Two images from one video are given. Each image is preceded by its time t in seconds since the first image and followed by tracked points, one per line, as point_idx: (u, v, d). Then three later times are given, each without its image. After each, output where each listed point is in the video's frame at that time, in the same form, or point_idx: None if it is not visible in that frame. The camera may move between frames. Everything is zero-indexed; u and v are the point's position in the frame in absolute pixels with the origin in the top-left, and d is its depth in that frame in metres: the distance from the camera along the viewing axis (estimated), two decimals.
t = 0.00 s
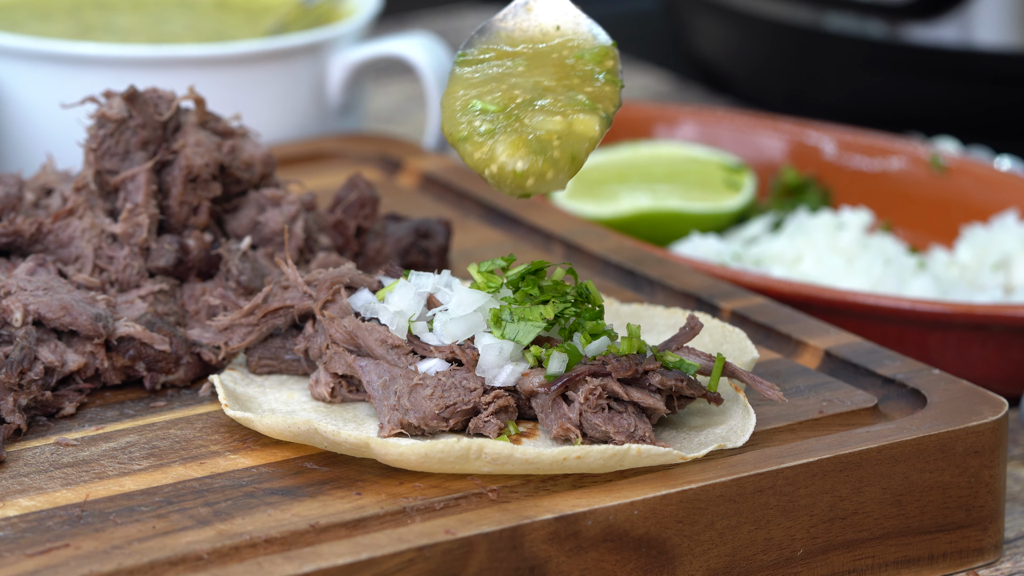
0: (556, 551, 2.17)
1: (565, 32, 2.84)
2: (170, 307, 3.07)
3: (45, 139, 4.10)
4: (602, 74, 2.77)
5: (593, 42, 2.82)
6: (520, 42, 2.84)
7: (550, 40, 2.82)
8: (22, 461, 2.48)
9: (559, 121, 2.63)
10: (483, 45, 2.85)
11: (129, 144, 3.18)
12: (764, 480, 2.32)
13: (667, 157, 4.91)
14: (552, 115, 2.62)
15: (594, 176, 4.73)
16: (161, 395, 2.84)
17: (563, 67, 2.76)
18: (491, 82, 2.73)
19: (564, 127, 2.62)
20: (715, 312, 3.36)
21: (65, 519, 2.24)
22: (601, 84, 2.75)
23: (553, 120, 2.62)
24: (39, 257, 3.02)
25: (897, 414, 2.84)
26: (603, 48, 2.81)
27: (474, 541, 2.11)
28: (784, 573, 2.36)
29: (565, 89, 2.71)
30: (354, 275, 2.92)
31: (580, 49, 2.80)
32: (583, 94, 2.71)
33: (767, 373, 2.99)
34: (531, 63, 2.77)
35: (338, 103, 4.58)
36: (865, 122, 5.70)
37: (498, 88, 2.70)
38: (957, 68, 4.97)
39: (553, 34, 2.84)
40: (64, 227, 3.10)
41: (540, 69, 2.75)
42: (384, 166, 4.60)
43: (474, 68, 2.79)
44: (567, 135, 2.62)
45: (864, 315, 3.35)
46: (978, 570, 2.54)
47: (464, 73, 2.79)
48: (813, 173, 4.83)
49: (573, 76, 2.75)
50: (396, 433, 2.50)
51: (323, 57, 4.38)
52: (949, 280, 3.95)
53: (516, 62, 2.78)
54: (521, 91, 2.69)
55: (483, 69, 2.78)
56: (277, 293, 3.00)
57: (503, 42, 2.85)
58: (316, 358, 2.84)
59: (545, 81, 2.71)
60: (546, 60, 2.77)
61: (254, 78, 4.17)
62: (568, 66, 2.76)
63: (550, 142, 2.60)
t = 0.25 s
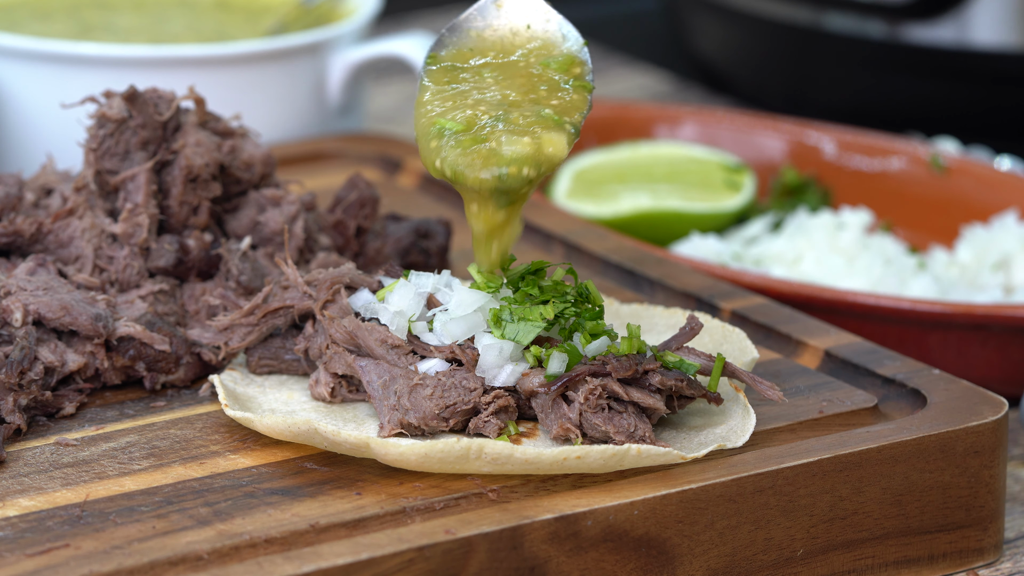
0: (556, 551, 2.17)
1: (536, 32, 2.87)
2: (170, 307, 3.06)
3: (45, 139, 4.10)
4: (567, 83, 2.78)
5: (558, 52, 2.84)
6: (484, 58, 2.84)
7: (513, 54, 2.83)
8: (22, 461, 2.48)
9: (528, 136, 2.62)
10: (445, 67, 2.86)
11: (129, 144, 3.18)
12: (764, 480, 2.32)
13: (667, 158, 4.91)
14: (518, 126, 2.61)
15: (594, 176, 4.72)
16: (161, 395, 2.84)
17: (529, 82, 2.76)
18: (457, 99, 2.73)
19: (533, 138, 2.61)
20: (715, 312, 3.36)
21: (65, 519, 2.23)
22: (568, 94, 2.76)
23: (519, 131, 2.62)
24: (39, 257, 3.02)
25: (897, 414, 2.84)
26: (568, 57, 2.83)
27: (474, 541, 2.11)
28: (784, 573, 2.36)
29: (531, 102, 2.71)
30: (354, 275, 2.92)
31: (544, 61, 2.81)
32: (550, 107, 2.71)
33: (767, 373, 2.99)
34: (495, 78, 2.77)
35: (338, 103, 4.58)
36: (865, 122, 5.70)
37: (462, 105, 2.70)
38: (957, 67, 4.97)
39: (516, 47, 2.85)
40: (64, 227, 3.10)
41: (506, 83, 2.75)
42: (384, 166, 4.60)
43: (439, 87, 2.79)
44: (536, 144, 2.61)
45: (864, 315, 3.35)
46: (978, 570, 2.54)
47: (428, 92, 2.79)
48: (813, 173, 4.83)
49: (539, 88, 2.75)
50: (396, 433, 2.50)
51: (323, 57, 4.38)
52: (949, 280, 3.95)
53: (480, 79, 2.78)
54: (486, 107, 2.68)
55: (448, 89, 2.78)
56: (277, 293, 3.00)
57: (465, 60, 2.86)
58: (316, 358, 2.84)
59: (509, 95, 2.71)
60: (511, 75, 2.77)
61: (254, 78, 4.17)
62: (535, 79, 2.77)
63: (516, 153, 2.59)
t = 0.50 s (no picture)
0: (556, 551, 2.17)
1: (508, 12, 2.87)
2: (170, 307, 3.06)
3: (45, 139, 4.10)
4: (539, 69, 2.76)
5: (528, 40, 2.81)
6: (456, 46, 2.80)
7: (484, 42, 2.80)
8: (22, 461, 2.48)
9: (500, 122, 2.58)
10: (419, 49, 2.80)
11: (129, 144, 3.19)
12: (764, 480, 2.32)
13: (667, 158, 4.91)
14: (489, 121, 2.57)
15: (594, 176, 4.72)
16: (161, 395, 2.84)
17: (500, 73, 2.73)
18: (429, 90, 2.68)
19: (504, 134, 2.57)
20: (715, 312, 3.36)
21: (65, 519, 2.24)
22: (539, 82, 2.74)
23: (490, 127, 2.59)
24: (39, 257, 3.02)
25: (897, 414, 2.84)
26: (537, 44, 2.81)
27: (474, 541, 2.11)
28: (784, 573, 2.36)
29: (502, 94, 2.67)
30: (354, 275, 2.92)
31: (514, 49, 2.79)
32: (522, 100, 2.67)
33: (767, 373, 2.99)
34: (467, 70, 2.73)
35: (338, 103, 4.58)
36: (865, 122, 5.70)
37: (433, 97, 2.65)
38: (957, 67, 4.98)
39: (486, 34, 2.82)
40: (64, 227, 3.10)
41: (476, 75, 2.71)
42: (384, 166, 4.60)
43: (410, 76, 2.74)
44: (507, 142, 2.58)
45: (864, 315, 3.35)
46: (978, 570, 2.54)
47: (399, 81, 2.73)
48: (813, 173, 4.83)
49: (509, 80, 2.71)
50: (396, 433, 2.50)
51: (323, 57, 4.38)
52: (949, 279, 3.95)
53: (451, 70, 2.74)
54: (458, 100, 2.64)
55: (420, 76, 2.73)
56: (277, 293, 3.00)
57: (437, 43, 2.80)
58: (316, 358, 2.84)
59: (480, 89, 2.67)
60: (482, 66, 2.74)
61: (254, 78, 4.17)
62: (506, 70, 2.73)
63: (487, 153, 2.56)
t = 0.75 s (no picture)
0: (556, 551, 2.17)
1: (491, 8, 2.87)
2: (170, 307, 3.06)
3: (45, 139, 4.10)
4: (523, 66, 2.74)
5: (511, 37, 2.80)
6: (440, 43, 2.79)
7: (468, 39, 2.79)
8: (22, 461, 2.48)
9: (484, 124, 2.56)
10: (405, 45, 2.79)
11: (129, 144, 3.19)
12: (764, 480, 2.32)
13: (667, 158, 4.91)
14: (473, 123, 2.56)
15: (593, 176, 4.73)
16: (161, 395, 2.84)
17: (482, 71, 2.71)
18: (414, 90, 2.67)
19: (484, 132, 2.56)
20: (715, 312, 3.36)
21: (65, 519, 2.24)
22: (523, 78, 2.72)
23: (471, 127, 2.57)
24: (39, 257, 3.02)
25: (897, 414, 2.84)
26: (518, 41, 2.79)
27: (474, 541, 2.11)
28: (784, 573, 2.36)
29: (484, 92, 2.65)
30: (354, 275, 2.92)
31: (496, 46, 2.77)
32: (504, 100, 2.65)
33: (767, 373, 2.99)
34: (450, 69, 2.71)
35: (338, 103, 4.58)
36: (865, 122, 5.70)
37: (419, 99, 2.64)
38: (958, 68, 4.98)
39: (469, 31, 2.81)
40: (64, 227, 3.10)
41: (460, 75, 2.69)
42: (384, 166, 4.60)
43: (394, 74, 2.72)
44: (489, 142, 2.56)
45: (864, 315, 3.35)
46: (978, 570, 2.54)
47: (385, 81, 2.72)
48: (813, 173, 4.83)
49: (492, 79, 2.69)
50: (396, 433, 2.50)
51: (323, 57, 4.38)
52: (949, 279, 3.95)
53: (435, 69, 2.72)
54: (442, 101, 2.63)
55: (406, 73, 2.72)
56: (277, 293, 3.00)
57: (423, 38, 2.80)
58: (316, 358, 2.83)
59: (463, 88, 2.65)
60: (465, 65, 2.73)
61: (254, 78, 4.17)
62: (488, 67, 2.72)
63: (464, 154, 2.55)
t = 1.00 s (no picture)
0: (556, 551, 2.17)
1: None
2: (170, 307, 3.06)
3: (45, 139, 4.10)
4: (517, 63, 2.74)
5: (501, 34, 2.80)
6: (435, 40, 2.80)
7: (461, 36, 2.80)
8: (22, 461, 2.48)
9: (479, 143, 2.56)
10: (402, 39, 2.81)
11: (129, 144, 3.19)
12: (764, 480, 2.32)
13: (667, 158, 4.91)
14: (467, 133, 2.58)
15: (593, 176, 4.73)
16: (161, 395, 2.84)
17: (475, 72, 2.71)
18: (410, 93, 2.67)
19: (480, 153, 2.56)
20: (715, 312, 3.36)
21: (65, 519, 2.23)
22: (518, 77, 2.71)
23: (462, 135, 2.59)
24: (39, 257, 3.02)
25: (897, 414, 2.84)
26: (510, 39, 2.79)
27: (474, 541, 2.11)
28: (784, 573, 2.36)
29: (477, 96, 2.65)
30: (354, 275, 2.92)
31: (488, 44, 2.77)
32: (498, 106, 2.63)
33: (767, 373, 2.99)
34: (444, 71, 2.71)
35: (338, 103, 4.58)
36: (866, 122, 5.70)
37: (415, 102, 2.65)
38: (958, 68, 4.97)
39: (464, 27, 2.82)
40: (64, 227, 3.10)
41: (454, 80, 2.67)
42: (384, 166, 4.60)
43: (390, 74, 2.73)
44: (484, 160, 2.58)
45: (864, 315, 3.35)
46: (978, 570, 2.54)
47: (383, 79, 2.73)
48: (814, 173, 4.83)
49: (485, 83, 2.68)
50: (396, 433, 2.50)
51: (323, 57, 4.38)
52: (949, 279, 3.95)
53: (430, 71, 2.72)
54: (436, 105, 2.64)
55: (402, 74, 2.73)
56: (277, 293, 3.00)
57: (419, 34, 2.81)
58: (316, 358, 2.83)
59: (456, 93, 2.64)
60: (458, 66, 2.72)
61: (254, 78, 4.17)
62: (481, 69, 2.72)
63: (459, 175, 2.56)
